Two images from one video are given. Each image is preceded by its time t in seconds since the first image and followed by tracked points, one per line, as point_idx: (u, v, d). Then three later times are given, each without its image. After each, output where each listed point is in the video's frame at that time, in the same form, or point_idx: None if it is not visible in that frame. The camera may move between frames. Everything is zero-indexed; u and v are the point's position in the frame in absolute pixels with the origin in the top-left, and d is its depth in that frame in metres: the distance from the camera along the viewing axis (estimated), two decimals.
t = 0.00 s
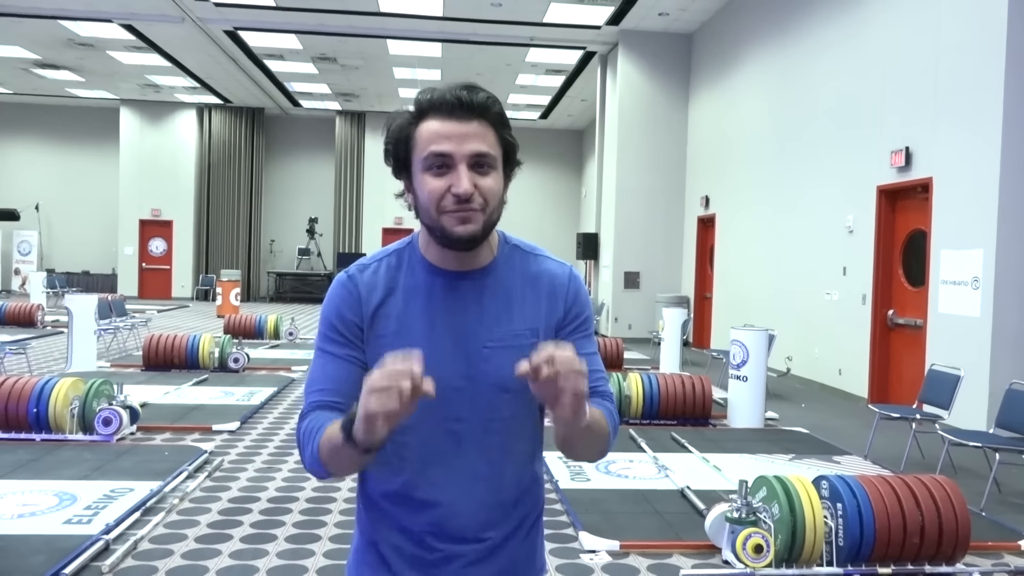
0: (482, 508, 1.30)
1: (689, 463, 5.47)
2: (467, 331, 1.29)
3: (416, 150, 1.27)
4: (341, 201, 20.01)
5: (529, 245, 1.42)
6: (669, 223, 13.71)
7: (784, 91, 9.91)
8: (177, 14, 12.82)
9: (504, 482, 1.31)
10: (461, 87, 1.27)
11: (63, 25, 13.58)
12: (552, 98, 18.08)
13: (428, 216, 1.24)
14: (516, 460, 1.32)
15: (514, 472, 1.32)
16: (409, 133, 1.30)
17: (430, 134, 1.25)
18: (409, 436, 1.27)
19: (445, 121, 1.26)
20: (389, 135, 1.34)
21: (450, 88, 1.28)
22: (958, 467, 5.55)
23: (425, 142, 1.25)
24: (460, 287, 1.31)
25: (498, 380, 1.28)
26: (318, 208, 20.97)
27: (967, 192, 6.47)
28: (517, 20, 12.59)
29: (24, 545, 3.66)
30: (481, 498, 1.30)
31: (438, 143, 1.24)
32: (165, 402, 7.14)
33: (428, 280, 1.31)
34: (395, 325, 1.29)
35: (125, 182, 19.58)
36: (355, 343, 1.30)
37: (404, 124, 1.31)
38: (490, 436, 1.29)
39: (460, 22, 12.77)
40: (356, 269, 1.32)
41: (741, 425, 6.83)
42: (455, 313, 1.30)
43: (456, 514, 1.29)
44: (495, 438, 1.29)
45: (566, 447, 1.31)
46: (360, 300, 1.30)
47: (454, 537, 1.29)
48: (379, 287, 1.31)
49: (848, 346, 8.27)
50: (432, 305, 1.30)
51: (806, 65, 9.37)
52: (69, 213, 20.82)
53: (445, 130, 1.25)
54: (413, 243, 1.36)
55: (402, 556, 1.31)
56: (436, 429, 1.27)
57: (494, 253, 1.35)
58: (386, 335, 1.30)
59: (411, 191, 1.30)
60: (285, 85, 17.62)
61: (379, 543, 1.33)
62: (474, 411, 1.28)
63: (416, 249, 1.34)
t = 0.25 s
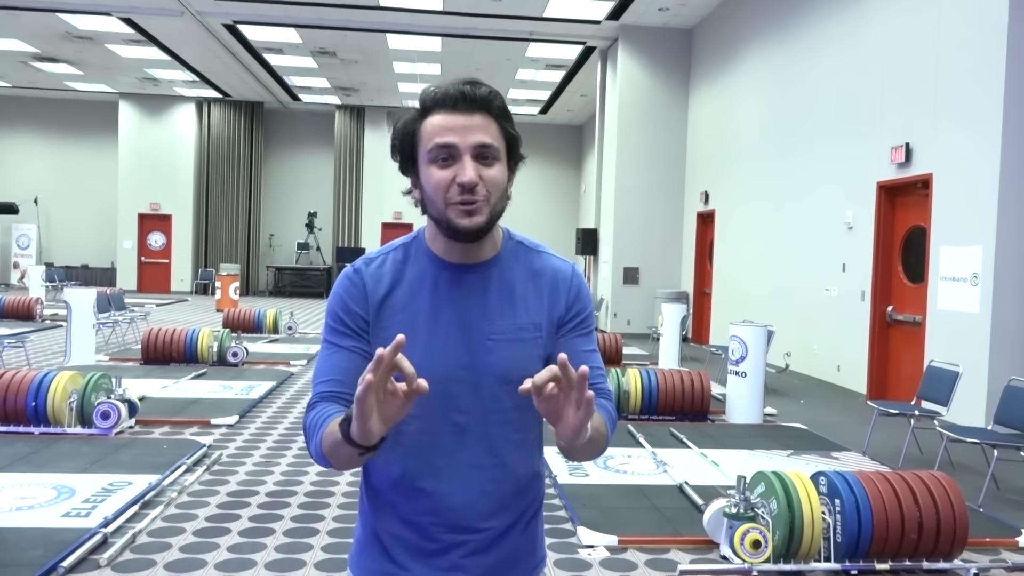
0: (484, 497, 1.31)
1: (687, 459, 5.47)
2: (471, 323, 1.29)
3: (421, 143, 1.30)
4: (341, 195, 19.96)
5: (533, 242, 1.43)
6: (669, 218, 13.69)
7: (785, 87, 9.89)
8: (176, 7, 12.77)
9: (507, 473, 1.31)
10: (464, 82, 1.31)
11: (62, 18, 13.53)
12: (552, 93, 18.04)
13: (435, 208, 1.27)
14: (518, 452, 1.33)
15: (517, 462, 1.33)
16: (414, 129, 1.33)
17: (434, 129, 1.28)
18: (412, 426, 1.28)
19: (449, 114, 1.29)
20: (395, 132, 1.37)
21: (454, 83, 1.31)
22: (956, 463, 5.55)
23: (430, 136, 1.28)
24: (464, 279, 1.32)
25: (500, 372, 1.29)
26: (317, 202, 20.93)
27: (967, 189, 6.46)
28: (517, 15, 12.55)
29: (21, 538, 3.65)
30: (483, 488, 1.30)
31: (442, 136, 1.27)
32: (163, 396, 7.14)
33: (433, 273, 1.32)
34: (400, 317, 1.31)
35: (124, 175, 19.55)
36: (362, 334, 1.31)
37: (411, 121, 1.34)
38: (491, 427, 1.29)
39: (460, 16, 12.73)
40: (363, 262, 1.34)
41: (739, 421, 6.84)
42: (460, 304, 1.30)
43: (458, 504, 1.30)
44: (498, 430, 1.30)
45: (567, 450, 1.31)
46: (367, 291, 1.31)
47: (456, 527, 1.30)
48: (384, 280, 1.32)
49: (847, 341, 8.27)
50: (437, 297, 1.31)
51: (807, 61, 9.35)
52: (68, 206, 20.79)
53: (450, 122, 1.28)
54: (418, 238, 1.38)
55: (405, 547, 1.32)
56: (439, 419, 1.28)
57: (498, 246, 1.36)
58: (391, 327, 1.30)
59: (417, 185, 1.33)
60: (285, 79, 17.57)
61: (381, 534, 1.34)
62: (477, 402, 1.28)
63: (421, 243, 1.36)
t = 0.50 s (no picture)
0: (488, 489, 1.30)
1: (687, 455, 5.47)
2: (474, 317, 1.29)
3: (422, 141, 1.30)
4: (341, 190, 19.94)
5: (535, 237, 1.43)
6: (669, 213, 13.68)
7: (785, 82, 9.87)
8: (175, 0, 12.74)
9: (512, 462, 1.31)
10: (466, 79, 1.30)
11: (61, 11, 13.49)
12: (552, 88, 18.00)
13: (436, 205, 1.27)
14: (522, 444, 1.33)
15: (520, 453, 1.32)
16: (416, 126, 1.32)
17: (436, 126, 1.28)
18: (415, 419, 1.28)
19: (451, 111, 1.28)
20: (397, 128, 1.36)
21: (455, 80, 1.30)
22: (955, 459, 5.56)
23: (431, 134, 1.28)
24: (467, 274, 1.32)
25: (503, 366, 1.28)
26: (317, 197, 20.90)
27: (968, 185, 6.45)
28: (517, 9, 12.52)
29: (21, 532, 3.65)
30: (488, 479, 1.30)
31: (444, 134, 1.27)
32: (163, 390, 7.14)
33: (435, 268, 1.32)
34: (403, 311, 1.30)
35: (124, 170, 19.53)
36: (364, 328, 1.31)
37: (413, 117, 1.33)
38: (494, 421, 1.29)
39: (460, 10, 12.70)
40: (367, 257, 1.34)
41: (738, 416, 6.84)
42: (464, 295, 1.30)
43: (462, 494, 1.29)
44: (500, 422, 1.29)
45: (566, 443, 1.31)
46: (370, 286, 1.31)
47: (459, 517, 1.29)
48: (387, 274, 1.31)
49: (847, 337, 8.27)
50: (439, 291, 1.31)
51: (808, 56, 9.33)
52: (67, 201, 20.77)
53: (451, 121, 1.27)
54: (421, 233, 1.37)
55: (409, 538, 1.31)
56: (442, 412, 1.28)
57: (500, 241, 1.36)
58: (395, 321, 1.30)
59: (419, 182, 1.32)
60: (285, 74, 17.54)
61: (385, 525, 1.33)
62: (480, 394, 1.28)
63: (423, 238, 1.35)
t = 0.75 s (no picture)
0: (491, 486, 1.30)
1: (687, 452, 5.47)
2: (476, 315, 1.29)
3: (424, 141, 1.29)
4: (340, 189, 19.92)
5: (535, 235, 1.43)
6: (668, 211, 13.67)
7: (784, 79, 9.86)
8: None
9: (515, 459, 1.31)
10: (467, 79, 1.30)
11: (59, 11, 13.47)
12: (551, 85, 17.98)
13: (437, 204, 1.27)
14: (524, 442, 1.32)
15: (523, 451, 1.32)
16: (418, 125, 1.32)
17: (438, 126, 1.27)
18: (418, 417, 1.28)
19: (452, 112, 1.28)
20: (399, 127, 1.36)
21: (456, 80, 1.30)
22: (955, 455, 5.56)
23: (433, 133, 1.27)
24: (468, 273, 1.32)
25: (505, 364, 1.28)
26: (317, 196, 20.89)
27: (967, 181, 6.45)
28: (517, 7, 12.50)
29: (21, 532, 3.65)
30: (491, 476, 1.30)
31: (446, 134, 1.26)
32: (163, 390, 7.14)
33: (437, 268, 1.32)
34: (404, 310, 1.30)
35: (123, 169, 19.51)
36: (367, 327, 1.30)
37: (414, 117, 1.32)
38: (496, 419, 1.29)
39: (459, 9, 12.69)
40: (368, 257, 1.33)
41: (738, 414, 6.84)
42: (466, 293, 1.30)
43: (466, 491, 1.29)
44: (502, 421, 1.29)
45: (567, 440, 1.31)
46: (372, 286, 1.31)
47: (463, 514, 1.29)
48: (389, 273, 1.31)
49: (847, 334, 8.27)
50: (441, 290, 1.31)
51: (806, 53, 9.33)
52: (67, 200, 20.75)
53: (453, 120, 1.27)
54: (422, 233, 1.37)
55: (412, 536, 1.31)
56: (445, 410, 1.27)
57: (502, 240, 1.36)
58: (397, 320, 1.30)
59: (420, 181, 1.32)
60: (283, 72, 17.53)
61: (389, 522, 1.33)
62: (483, 392, 1.28)
63: (424, 238, 1.35)
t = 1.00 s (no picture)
0: (495, 485, 1.29)
1: (688, 451, 5.46)
2: (479, 315, 1.28)
3: (430, 140, 1.29)
4: (341, 188, 19.92)
5: (539, 234, 1.42)
6: (670, 210, 13.67)
7: (785, 78, 9.85)
8: None
9: (520, 458, 1.31)
10: (474, 79, 1.30)
11: (61, 10, 13.48)
12: (552, 84, 17.97)
13: (443, 203, 1.26)
14: (527, 441, 1.32)
15: (527, 451, 1.32)
16: (424, 125, 1.31)
17: (445, 124, 1.27)
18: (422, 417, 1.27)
19: (458, 111, 1.28)
20: (404, 127, 1.36)
21: (463, 79, 1.30)
22: (957, 454, 5.55)
23: (439, 132, 1.27)
24: (473, 273, 1.31)
25: (510, 362, 1.28)
26: (318, 195, 20.89)
27: (969, 180, 6.44)
28: (518, 6, 12.49)
29: (23, 531, 3.65)
30: (496, 475, 1.29)
31: (452, 133, 1.26)
32: (164, 389, 7.14)
33: (441, 267, 1.32)
34: (408, 310, 1.29)
35: (124, 168, 19.53)
36: (371, 326, 1.30)
37: (420, 116, 1.32)
38: (500, 419, 1.28)
39: (460, 7, 12.67)
40: (374, 256, 1.33)
41: (740, 413, 6.83)
42: (471, 292, 1.30)
43: (470, 490, 1.29)
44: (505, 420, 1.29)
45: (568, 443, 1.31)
46: (377, 285, 1.31)
47: (468, 513, 1.29)
48: (394, 272, 1.31)
49: (848, 333, 8.26)
50: (445, 289, 1.30)
51: (808, 52, 9.31)
52: (68, 199, 20.76)
53: (458, 120, 1.27)
54: (426, 232, 1.36)
55: (417, 534, 1.31)
56: (450, 410, 1.27)
57: (505, 240, 1.35)
58: (401, 319, 1.29)
59: (426, 180, 1.32)
60: (285, 71, 17.53)
61: (393, 521, 1.33)
62: (488, 391, 1.27)
63: (429, 237, 1.35)
